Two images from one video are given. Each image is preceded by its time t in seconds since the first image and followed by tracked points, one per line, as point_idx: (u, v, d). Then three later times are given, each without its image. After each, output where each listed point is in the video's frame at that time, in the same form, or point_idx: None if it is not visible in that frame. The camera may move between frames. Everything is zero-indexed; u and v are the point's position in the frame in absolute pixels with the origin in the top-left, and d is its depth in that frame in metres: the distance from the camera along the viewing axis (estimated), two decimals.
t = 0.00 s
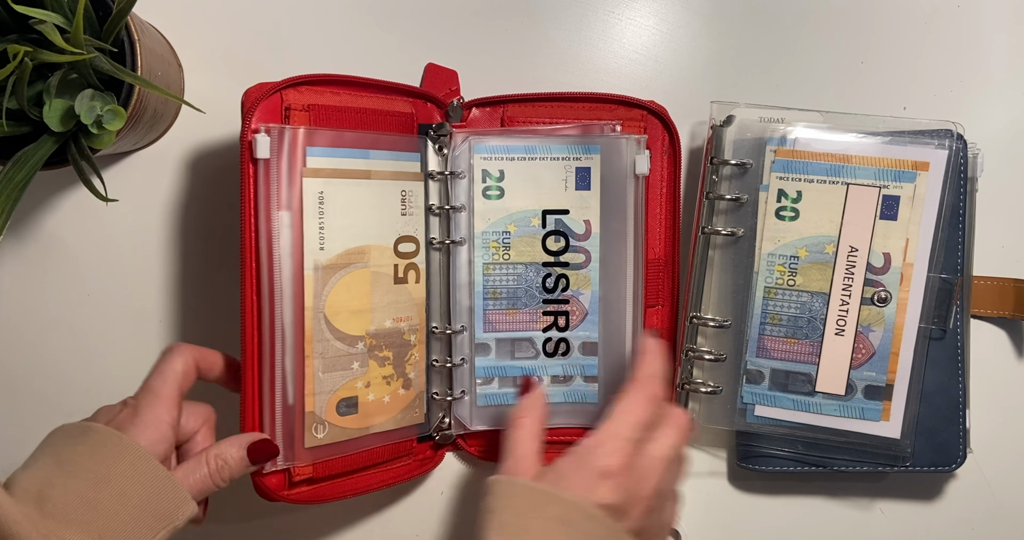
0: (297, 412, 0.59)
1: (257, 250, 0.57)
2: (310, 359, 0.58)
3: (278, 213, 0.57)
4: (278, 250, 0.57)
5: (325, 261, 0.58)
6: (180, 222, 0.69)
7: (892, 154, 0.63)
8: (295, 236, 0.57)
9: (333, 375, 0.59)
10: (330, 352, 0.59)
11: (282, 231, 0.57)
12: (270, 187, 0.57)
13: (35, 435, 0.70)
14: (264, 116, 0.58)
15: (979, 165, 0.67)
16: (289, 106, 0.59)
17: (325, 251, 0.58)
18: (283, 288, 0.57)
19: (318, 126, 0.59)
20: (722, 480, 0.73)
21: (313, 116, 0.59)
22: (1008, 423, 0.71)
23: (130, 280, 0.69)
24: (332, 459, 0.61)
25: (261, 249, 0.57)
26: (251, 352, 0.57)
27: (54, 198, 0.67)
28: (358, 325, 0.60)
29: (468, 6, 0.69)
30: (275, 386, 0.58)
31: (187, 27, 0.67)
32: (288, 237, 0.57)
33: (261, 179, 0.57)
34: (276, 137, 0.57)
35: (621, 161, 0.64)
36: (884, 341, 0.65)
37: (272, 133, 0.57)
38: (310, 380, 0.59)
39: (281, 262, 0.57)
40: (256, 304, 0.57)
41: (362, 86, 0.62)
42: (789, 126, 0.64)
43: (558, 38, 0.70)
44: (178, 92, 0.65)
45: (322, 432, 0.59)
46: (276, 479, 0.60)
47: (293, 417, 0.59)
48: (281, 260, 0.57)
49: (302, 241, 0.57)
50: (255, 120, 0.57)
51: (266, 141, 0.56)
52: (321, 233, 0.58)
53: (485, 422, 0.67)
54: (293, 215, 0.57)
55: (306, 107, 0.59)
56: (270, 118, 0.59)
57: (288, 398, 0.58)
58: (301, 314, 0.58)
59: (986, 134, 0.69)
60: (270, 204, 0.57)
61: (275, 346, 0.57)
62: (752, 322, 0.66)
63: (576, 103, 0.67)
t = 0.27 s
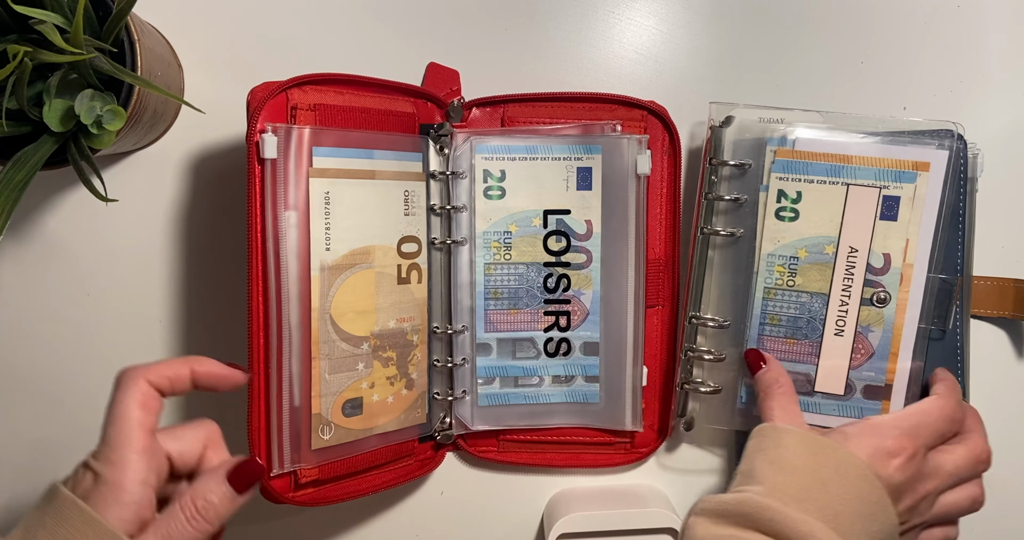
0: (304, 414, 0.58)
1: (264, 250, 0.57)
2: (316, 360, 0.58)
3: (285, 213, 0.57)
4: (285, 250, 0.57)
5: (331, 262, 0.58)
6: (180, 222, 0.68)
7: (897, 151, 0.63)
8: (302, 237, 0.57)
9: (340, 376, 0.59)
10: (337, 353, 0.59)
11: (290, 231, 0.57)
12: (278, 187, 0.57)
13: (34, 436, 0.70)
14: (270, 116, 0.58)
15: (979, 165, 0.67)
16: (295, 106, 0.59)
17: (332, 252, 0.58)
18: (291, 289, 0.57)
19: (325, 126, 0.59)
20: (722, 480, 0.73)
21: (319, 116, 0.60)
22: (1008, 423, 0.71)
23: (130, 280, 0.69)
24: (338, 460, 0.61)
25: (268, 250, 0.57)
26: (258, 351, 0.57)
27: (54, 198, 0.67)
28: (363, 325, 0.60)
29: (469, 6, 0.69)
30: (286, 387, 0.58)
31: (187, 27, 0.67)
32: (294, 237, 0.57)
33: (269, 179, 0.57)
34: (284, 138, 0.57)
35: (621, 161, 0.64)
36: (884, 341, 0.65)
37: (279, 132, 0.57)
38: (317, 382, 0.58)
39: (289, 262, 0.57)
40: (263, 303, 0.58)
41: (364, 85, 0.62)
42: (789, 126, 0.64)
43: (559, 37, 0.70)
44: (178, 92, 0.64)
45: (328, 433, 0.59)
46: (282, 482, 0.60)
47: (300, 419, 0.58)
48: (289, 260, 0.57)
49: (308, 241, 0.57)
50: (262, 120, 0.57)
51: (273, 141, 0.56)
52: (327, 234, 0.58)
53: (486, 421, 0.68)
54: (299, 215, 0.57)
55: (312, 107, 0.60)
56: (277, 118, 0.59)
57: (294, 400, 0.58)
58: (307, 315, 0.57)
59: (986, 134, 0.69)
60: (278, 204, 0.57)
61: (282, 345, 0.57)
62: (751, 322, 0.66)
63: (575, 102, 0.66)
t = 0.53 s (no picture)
0: (307, 414, 0.58)
1: (266, 251, 0.57)
2: (319, 360, 0.58)
3: (287, 213, 0.57)
4: (288, 250, 0.57)
5: (333, 262, 0.58)
6: (181, 222, 0.68)
7: (864, 145, 0.59)
8: (303, 237, 0.57)
9: (341, 377, 0.59)
10: (339, 353, 0.59)
11: (292, 231, 0.57)
12: (280, 186, 0.57)
13: (34, 436, 0.70)
14: (272, 115, 0.58)
15: (979, 166, 0.67)
16: (297, 106, 0.59)
17: (334, 252, 0.58)
18: (293, 289, 0.57)
19: (327, 126, 0.59)
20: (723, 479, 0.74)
21: (321, 115, 0.60)
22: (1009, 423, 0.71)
23: (131, 280, 0.69)
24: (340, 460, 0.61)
25: (270, 251, 0.57)
26: (260, 350, 0.57)
27: (54, 197, 0.67)
28: (365, 325, 0.60)
29: (469, 6, 0.69)
30: (286, 387, 0.58)
31: (188, 27, 0.67)
32: (296, 237, 0.57)
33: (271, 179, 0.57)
34: (286, 138, 0.57)
35: (621, 161, 0.64)
36: (862, 342, 0.60)
37: (281, 132, 0.57)
38: (320, 383, 0.58)
39: (290, 262, 0.57)
40: (265, 303, 0.58)
41: (365, 85, 0.62)
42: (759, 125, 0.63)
43: (559, 37, 0.70)
44: (178, 92, 0.64)
45: (330, 434, 0.59)
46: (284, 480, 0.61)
47: (302, 419, 0.58)
48: (291, 260, 0.57)
49: (310, 241, 0.57)
50: (263, 119, 0.57)
51: (275, 141, 0.56)
52: (329, 234, 0.58)
53: (487, 421, 0.68)
54: (301, 215, 0.57)
55: (314, 106, 0.60)
56: (278, 118, 0.59)
57: (296, 400, 0.58)
58: (309, 316, 0.58)
59: (986, 134, 0.69)
60: (280, 204, 0.56)
61: (283, 345, 0.57)
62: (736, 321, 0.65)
63: (576, 102, 0.67)
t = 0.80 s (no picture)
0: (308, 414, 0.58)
1: (267, 252, 0.57)
2: (319, 360, 0.58)
3: (287, 213, 0.57)
4: (288, 250, 0.57)
5: (333, 262, 0.58)
6: (181, 222, 0.68)
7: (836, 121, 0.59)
8: (304, 236, 0.57)
9: (341, 377, 0.59)
10: (339, 353, 0.59)
11: (293, 231, 0.57)
12: (281, 186, 0.57)
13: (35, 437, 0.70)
14: (272, 116, 0.58)
15: (979, 166, 0.67)
16: (298, 106, 0.59)
17: (334, 252, 0.58)
18: (293, 288, 0.57)
19: (327, 126, 0.59)
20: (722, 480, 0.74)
21: (321, 115, 0.60)
22: (1009, 423, 0.71)
23: (131, 280, 0.69)
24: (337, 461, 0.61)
25: (270, 251, 0.57)
26: (260, 350, 0.58)
27: (54, 198, 0.67)
28: (365, 325, 0.60)
29: (469, 7, 0.69)
30: (287, 387, 0.58)
31: (188, 27, 0.67)
32: (297, 237, 0.57)
33: (271, 179, 0.57)
34: (286, 138, 0.57)
35: (621, 161, 0.64)
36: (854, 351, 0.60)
37: (282, 132, 0.57)
38: (320, 383, 0.58)
39: (291, 262, 0.57)
40: (266, 302, 0.58)
41: (366, 85, 0.62)
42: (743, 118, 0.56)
43: (559, 37, 0.70)
44: (178, 92, 0.64)
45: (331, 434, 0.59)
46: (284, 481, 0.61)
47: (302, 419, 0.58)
48: (291, 260, 0.57)
49: (311, 241, 0.57)
50: (263, 119, 0.57)
51: (276, 141, 0.56)
52: (330, 233, 0.58)
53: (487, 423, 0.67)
54: (302, 214, 0.57)
55: (314, 107, 0.60)
56: (278, 118, 0.59)
57: (296, 401, 0.58)
58: (310, 315, 0.58)
59: (986, 134, 0.70)
60: (280, 203, 0.57)
61: (284, 345, 0.57)
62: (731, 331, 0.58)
63: (576, 102, 0.67)
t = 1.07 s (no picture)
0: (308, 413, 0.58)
1: (267, 252, 0.57)
2: (319, 361, 0.58)
3: (287, 214, 0.57)
4: (288, 250, 0.57)
5: (333, 262, 0.58)
6: (181, 222, 0.68)
7: (799, 120, 0.51)
8: (304, 237, 0.57)
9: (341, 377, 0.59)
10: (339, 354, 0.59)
11: (292, 231, 0.57)
12: (280, 187, 0.57)
13: (35, 437, 0.70)
14: (272, 116, 0.58)
15: (979, 165, 0.67)
16: (298, 106, 0.59)
17: (334, 252, 0.58)
18: (293, 288, 0.57)
19: (327, 126, 0.59)
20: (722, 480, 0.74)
21: (321, 116, 0.60)
22: (1008, 423, 0.71)
23: (131, 280, 0.69)
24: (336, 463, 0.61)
25: (270, 252, 0.57)
26: (260, 350, 0.58)
27: (54, 198, 0.67)
28: (365, 325, 0.60)
29: (469, 6, 0.69)
30: (286, 388, 0.58)
31: (188, 27, 0.67)
32: (297, 237, 0.57)
33: (271, 180, 0.57)
34: (286, 138, 0.57)
35: (621, 161, 0.64)
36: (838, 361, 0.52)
37: (282, 132, 0.57)
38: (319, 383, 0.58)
39: (291, 262, 0.57)
40: (265, 302, 0.58)
41: (366, 85, 0.62)
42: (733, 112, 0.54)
43: (558, 37, 0.70)
44: (178, 92, 0.64)
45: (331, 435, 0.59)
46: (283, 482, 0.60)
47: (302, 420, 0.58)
48: (291, 260, 0.57)
49: (310, 241, 0.57)
50: (263, 120, 0.57)
51: (276, 141, 0.56)
52: (329, 233, 0.58)
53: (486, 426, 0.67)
54: (302, 214, 0.57)
55: (314, 107, 0.60)
56: (278, 118, 0.59)
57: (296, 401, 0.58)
58: (309, 315, 0.58)
59: (986, 134, 0.69)
60: (280, 204, 0.57)
61: (284, 345, 0.58)
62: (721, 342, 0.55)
63: (576, 103, 0.67)
